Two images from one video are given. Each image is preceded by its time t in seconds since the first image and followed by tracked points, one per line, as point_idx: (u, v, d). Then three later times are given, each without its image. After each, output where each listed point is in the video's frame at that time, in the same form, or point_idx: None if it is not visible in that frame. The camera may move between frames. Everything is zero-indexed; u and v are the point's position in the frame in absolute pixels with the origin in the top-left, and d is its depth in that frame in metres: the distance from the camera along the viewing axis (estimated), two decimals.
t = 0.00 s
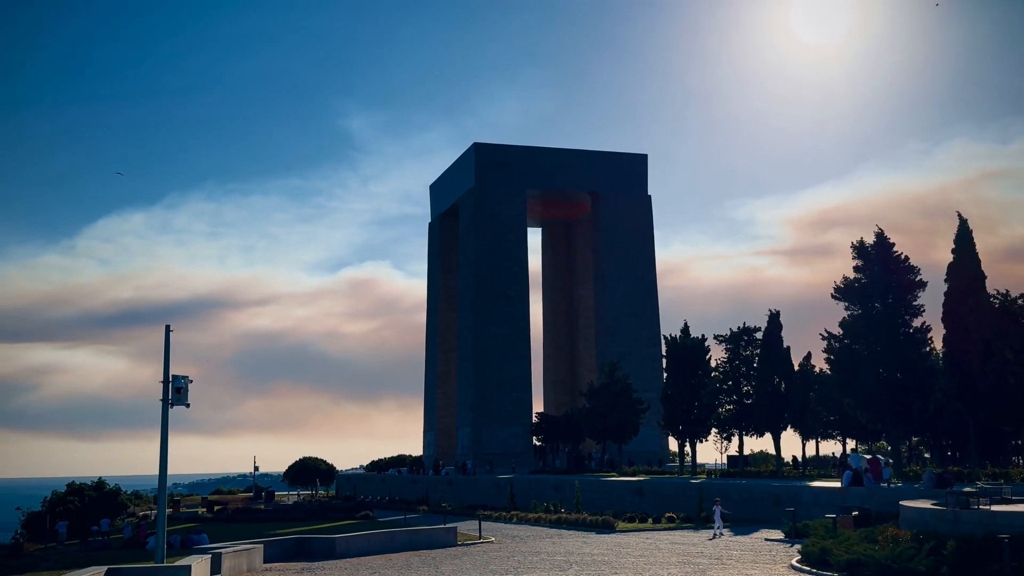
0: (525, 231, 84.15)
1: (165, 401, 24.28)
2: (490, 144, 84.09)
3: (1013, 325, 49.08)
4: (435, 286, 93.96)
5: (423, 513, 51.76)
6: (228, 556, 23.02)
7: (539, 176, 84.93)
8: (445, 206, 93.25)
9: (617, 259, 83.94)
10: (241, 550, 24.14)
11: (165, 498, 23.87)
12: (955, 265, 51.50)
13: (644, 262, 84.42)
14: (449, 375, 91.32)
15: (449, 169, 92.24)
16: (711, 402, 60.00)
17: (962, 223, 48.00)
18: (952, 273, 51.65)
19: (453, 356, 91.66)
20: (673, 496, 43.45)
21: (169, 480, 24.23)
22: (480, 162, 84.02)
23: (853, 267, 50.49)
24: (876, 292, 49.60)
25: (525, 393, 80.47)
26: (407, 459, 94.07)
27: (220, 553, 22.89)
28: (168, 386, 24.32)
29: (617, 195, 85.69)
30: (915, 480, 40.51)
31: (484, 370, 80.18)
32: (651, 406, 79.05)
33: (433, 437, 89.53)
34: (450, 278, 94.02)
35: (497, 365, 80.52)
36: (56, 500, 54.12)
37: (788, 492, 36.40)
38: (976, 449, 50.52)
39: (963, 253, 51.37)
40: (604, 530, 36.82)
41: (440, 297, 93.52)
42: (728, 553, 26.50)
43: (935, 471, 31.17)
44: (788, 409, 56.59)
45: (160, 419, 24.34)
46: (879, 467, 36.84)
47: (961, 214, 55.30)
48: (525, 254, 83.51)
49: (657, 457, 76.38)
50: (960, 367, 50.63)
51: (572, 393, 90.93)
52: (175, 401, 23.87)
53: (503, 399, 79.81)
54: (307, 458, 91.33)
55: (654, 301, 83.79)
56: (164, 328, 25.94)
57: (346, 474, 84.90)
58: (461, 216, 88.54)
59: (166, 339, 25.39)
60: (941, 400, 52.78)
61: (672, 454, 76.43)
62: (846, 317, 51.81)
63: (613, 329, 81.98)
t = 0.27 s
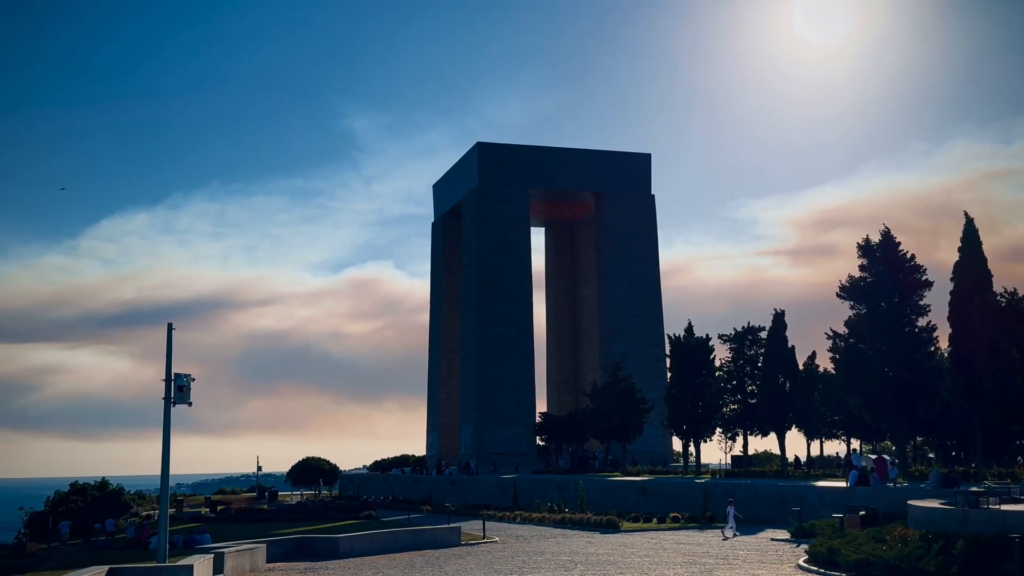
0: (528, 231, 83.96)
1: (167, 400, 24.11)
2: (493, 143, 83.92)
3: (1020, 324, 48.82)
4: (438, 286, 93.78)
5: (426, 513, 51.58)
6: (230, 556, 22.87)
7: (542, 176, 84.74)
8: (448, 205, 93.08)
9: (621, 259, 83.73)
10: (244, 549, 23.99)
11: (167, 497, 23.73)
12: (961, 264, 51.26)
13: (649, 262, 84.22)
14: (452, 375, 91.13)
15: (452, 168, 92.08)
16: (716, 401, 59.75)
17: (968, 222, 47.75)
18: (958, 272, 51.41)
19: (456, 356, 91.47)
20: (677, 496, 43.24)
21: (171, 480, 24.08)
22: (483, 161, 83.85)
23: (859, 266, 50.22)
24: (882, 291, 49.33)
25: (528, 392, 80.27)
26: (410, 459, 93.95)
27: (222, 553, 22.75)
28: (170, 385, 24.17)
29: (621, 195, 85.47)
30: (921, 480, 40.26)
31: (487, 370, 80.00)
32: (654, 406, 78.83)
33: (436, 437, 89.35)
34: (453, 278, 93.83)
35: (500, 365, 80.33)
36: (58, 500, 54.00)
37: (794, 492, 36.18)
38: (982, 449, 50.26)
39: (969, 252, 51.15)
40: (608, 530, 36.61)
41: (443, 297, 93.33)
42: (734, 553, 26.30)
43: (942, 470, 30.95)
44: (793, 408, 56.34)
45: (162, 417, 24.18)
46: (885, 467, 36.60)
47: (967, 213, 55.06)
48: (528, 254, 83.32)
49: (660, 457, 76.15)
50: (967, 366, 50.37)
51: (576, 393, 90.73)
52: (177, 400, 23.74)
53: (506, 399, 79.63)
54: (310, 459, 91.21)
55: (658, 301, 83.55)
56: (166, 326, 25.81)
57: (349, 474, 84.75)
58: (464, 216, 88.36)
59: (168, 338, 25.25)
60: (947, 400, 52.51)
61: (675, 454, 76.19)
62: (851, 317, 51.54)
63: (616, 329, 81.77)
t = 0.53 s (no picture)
0: (530, 230, 83.75)
1: (167, 399, 23.94)
2: (495, 142, 83.73)
3: None
4: (440, 285, 93.60)
5: (428, 514, 51.40)
6: (230, 557, 22.70)
7: (544, 175, 84.52)
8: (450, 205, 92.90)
9: (623, 258, 83.50)
10: (244, 550, 23.84)
11: (167, 497, 23.55)
12: (966, 263, 51.03)
13: (652, 261, 83.99)
14: (454, 375, 90.94)
15: (454, 168, 91.90)
16: (719, 401, 59.53)
17: (973, 221, 47.51)
18: (963, 271, 51.19)
19: (458, 356, 91.28)
20: (681, 496, 43.04)
21: (171, 479, 23.92)
22: (485, 160, 83.65)
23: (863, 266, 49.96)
24: (886, 291, 49.08)
25: (530, 392, 80.08)
26: (412, 459, 93.81)
27: (223, 553, 22.57)
28: (170, 383, 24.00)
29: (623, 194, 85.23)
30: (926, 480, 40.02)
31: (490, 370, 79.82)
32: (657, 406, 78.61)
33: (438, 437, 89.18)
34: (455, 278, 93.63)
35: (502, 364, 80.14)
36: (59, 500, 53.87)
37: (798, 492, 35.95)
38: (987, 449, 50.02)
39: (974, 251, 50.92)
40: (612, 531, 36.41)
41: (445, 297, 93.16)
42: (739, 554, 26.10)
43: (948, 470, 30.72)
44: (796, 408, 56.11)
45: (161, 416, 24.00)
46: (890, 467, 36.38)
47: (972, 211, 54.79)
48: (530, 253, 83.11)
49: (663, 456, 75.93)
50: (972, 366, 50.13)
51: (578, 393, 90.53)
52: (177, 399, 23.56)
53: (509, 399, 79.44)
54: (312, 458, 91.08)
55: (660, 300, 83.32)
56: (166, 324, 25.64)
57: (351, 474, 84.59)
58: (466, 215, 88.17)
59: (167, 336, 25.06)
60: (952, 400, 52.26)
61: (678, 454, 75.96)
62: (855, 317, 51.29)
63: (619, 329, 81.55)
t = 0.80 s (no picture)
0: (531, 229, 83.53)
1: (166, 397, 23.71)
2: (496, 142, 83.53)
3: None
4: (441, 285, 93.41)
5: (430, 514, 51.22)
6: (230, 557, 22.48)
7: (545, 174, 84.33)
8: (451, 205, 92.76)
9: (625, 258, 83.29)
10: (244, 550, 23.62)
11: (166, 497, 23.32)
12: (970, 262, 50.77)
13: (653, 261, 83.76)
14: (455, 375, 90.72)
15: (455, 167, 91.69)
16: (721, 400, 59.33)
17: (977, 220, 47.31)
18: (967, 270, 50.93)
19: (459, 356, 91.07)
20: (683, 495, 42.85)
21: (170, 479, 23.70)
22: (487, 160, 83.44)
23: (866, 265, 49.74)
24: (890, 290, 48.85)
25: (531, 392, 79.87)
26: (412, 459, 93.59)
27: (222, 553, 22.35)
28: (169, 382, 23.80)
29: (625, 194, 84.98)
30: (932, 480, 39.79)
31: (490, 369, 79.60)
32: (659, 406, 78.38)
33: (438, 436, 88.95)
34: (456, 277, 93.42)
35: (503, 364, 79.94)
36: (59, 499, 53.65)
37: (801, 492, 35.68)
38: (991, 448, 49.73)
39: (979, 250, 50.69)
40: (614, 531, 36.15)
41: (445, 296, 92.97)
42: (742, 554, 25.88)
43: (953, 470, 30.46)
44: (799, 407, 55.90)
45: (161, 415, 23.80)
46: (894, 466, 36.16)
47: (977, 209, 54.39)
48: (531, 253, 82.93)
49: (664, 457, 75.71)
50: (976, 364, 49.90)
51: (579, 393, 90.31)
52: (176, 397, 23.33)
53: (509, 399, 79.23)
54: (313, 458, 90.93)
55: (662, 300, 83.10)
56: (165, 322, 25.43)
57: (352, 474, 84.39)
58: (467, 215, 87.93)
59: (167, 334, 24.86)
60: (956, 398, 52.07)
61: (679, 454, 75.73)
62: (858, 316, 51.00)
63: (620, 329, 81.31)
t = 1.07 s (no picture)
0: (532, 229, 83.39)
1: (165, 396, 23.57)
2: (496, 141, 83.42)
3: None
4: (442, 284, 93.29)
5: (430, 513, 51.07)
6: (229, 556, 22.33)
7: (545, 173, 84.19)
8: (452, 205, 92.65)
9: (625, 257, 83.14)
10: (244, 549, 23.47)
11: (166, 495, 23.17)
12: (972, 261, 50.59)
13: (653, 260, 83.60)
14: (455, 374, 90.57)
15: (455, 167, 91.56)
16: (722, 399, 59.21)
17: (979, 218, 47.17)
18: (969, 269, 50.77)
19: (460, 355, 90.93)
20: (684, 494, 42.69)
21: (169, 477, 23.55)
22: (487, 159, 83.31)
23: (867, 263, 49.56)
24: (891, 289, 48.68)
25: (532, 391, 79.71)
26: (412, 459, 93.37)
27: (222, 552, 22.20)
28: (169, 380, 23.67)
29: (625, 193, 84.81)
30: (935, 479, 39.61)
31: (491, 369, 79.45)
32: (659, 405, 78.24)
33: (439, 436, 88.79)
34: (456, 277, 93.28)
35: (503, 363, 79.78)
36: (59, 499, 53.49)
37: (803, 491, 35.50)
38: (993, 447, 49.56)
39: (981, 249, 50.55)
40: (615, 530, 36.00)
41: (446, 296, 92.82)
42: (744, 554, 25.71)
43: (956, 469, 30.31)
44: (800, 406, 55.77)
45: (160, 414, 23.67)
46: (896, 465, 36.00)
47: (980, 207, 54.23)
48: (532, 252, 82.79)
49: (664, 456, 75.55)
50: (978, 363, 49.74)
51: (579, 393, 90.15)
52: (175, 395, 23.18)
53: (510, 398, 79.06)
54: (313, 458, 90.81)
55: (662, 300, 82.95)
56: (165, 321, 25.30)
57: (352, 473, 84.24)
58: (467, 214, 87.79)
59: (166, 332, 24.73)
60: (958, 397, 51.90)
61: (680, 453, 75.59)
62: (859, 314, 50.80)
63: (620, 328, 81.15)
